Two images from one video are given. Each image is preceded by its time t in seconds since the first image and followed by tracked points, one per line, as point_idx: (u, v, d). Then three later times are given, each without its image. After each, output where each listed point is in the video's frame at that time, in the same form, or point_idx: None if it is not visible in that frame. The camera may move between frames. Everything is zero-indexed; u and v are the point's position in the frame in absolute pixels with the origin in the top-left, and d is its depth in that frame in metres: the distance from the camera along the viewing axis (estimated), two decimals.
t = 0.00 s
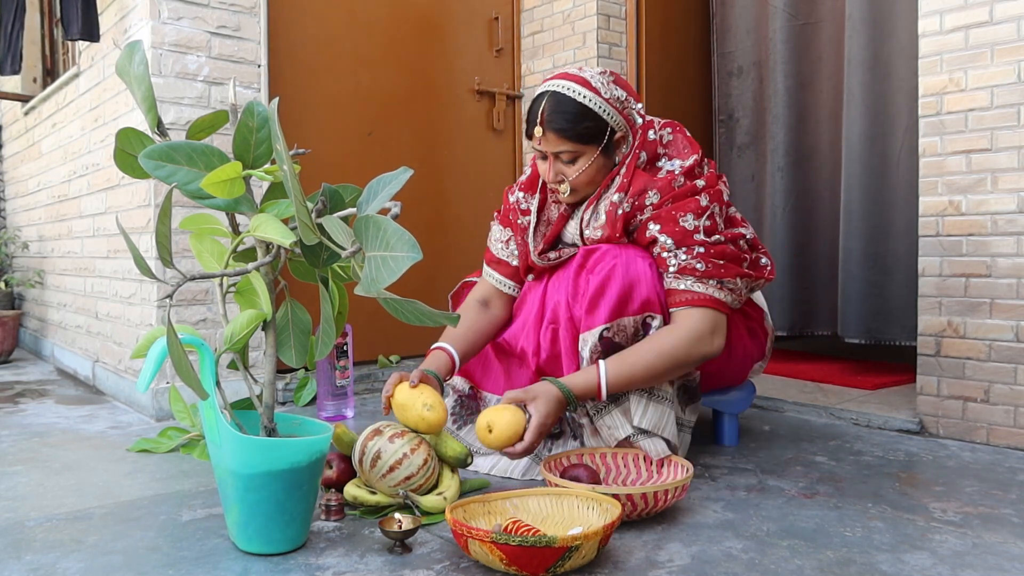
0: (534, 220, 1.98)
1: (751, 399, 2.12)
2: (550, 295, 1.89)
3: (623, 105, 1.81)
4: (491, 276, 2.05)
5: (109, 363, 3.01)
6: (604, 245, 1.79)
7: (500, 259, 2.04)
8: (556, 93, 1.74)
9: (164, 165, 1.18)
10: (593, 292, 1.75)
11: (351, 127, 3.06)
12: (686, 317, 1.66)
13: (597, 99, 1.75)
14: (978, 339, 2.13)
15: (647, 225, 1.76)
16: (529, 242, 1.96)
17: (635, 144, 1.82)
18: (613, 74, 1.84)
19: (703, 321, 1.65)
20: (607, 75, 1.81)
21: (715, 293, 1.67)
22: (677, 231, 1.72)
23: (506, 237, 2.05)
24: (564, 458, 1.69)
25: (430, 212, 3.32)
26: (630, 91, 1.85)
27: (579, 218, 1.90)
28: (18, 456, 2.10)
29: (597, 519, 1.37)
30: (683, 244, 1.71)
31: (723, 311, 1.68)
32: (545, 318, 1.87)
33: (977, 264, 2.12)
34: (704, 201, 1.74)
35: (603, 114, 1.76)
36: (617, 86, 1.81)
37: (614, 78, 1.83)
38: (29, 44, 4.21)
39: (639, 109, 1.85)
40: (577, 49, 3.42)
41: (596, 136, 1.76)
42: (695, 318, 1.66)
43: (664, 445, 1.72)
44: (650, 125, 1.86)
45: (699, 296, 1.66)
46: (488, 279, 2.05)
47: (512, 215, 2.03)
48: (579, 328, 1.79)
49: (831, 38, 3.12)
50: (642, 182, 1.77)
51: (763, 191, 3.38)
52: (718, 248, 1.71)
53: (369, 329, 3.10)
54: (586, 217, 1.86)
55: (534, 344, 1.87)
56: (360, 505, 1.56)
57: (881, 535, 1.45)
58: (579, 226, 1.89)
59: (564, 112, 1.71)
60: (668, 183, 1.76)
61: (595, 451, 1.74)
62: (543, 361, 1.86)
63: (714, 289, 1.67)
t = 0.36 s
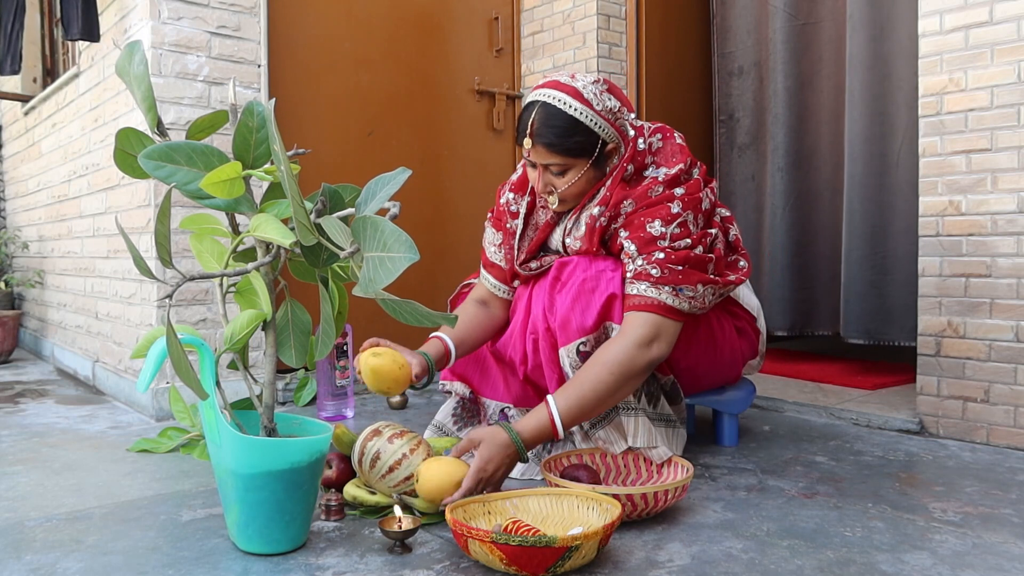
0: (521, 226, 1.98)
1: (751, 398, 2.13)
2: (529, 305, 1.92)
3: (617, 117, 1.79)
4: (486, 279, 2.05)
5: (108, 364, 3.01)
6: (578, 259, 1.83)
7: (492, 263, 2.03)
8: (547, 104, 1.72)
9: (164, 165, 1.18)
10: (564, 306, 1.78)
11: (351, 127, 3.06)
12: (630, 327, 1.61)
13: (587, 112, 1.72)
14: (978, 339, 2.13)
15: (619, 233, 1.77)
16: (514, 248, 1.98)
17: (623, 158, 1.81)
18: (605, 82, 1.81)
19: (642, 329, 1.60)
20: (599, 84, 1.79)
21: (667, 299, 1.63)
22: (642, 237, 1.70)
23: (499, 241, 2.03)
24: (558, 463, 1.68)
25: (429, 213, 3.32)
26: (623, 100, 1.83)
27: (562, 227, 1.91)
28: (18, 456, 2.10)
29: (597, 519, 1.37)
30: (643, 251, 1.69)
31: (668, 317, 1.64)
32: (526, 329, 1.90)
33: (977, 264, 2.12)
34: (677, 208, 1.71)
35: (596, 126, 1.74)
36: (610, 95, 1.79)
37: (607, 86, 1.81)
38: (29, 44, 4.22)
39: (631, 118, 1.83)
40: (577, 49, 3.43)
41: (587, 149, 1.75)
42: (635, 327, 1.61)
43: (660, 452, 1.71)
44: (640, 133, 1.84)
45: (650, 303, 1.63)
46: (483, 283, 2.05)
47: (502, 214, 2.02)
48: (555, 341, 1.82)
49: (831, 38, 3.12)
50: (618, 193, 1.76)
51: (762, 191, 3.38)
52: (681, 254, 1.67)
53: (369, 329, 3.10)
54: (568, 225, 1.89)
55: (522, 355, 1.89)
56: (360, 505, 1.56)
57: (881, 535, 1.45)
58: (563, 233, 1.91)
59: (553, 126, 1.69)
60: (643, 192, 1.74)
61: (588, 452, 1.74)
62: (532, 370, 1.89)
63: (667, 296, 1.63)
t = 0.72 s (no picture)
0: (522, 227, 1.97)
1: (752, 398, 2.14)
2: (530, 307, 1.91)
3: (617, 118, 1.79)
4: (491, 282, 2.03)
5: (108, 364, 3.01)
6: (577, 260, 1.83)
7: (496, 264, 2.02)
8: (547, 106, 1.71)
9: (164, 165, 1.18)
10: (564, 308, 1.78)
11: (352, 127, 3.06)
12: (636, 331, 1.61)
13: (587, 114, 1.72)
14: (978, 339, 2.13)
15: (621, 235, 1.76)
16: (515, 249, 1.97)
17: (624, 160, 1.81)
18: (605, 84, 1.81)
19: (648, 335, 1.61)
20: (599, 86, 1.79)
21: (672, 303, 1.63)
22: (644, 239, 1.70)
23: (503, 242, 2.03)
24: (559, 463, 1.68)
25: (430, 213, 3.32)
26: (623, 101, 1.83)
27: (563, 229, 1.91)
28: (18, 456, 2.10)
29: (596, 519, 1.37)
30: (646, 253, 1.68)
31: (672, 321, 1.64)
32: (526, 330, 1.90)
33: (977, 264, 2.12)
34: (677, 209, 1.71)
35: (595, 128, 1.73)
36: (610, 97, 1.79)
37: (607, 89, 1.81)
38: (29, 44, 4.22)
39: (632, 120, 1.84)
40: (578, 49, 3.43)
41: (586, 151, 1.74)
42: (640, 331, 1.61)
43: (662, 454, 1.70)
44: (641, 135, 1.84)
45: (655, 306, 1.63)
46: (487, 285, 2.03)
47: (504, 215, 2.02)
48: (555, 342, 1.81)
49: (830, 38, 3.12)
50: (619, 195, 1.76)
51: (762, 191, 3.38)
52: (684, 257, 1.67)
53: (369, 328, 3.10)
54: (568, 226, 1.88)
55: (523, 355, 1.89)
56: (359, 505, 1.56)
57: (881, 535, 1.45)
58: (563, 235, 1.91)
59: (552, 128, 1.69)
60: (644, 194, 1.74)
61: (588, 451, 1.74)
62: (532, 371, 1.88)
63: (672, 300, 1.64)
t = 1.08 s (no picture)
0: (514, 235, 1.96)
1: (752, 397, 2.13)
2: (530, 308, 1.90)
3: (596, 120, 1.79)
4: (457, 278, 2.06)
5: (108, 364, 3.01)
6: (580, 261, 1.82)
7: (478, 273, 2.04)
8: (527, 111, 1.73)
9: (164, 165, 1.18)
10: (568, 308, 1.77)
11: (352, 127, 3.06)
12: (643, 320, 1.61)
13: (567, 117, 1.73)
14: (978, 339, 2.13)
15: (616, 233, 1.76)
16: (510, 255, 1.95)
17: (608, 161, 1.80)
18: (583, 86, 1.82)
19: (656, 323, 1.60)
20: (579, 88, 1.79)
21: (674, 290, 1.63)
22: (639, 233, 1.70)
23: (481, 245, 2.04)
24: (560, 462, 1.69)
25: (430, 213, 3.32)
26: (603, 103, 1.83)
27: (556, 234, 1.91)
28: (18, 456, 2.10)
29: (597, 519, 1.37)
30: (643, 247, 1.69)
31: (679, 308, 1.63)
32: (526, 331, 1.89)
33: (977, 264, 2.12)
34: (666, 199, 1.71)
35: (576, 131, 1.74)
36: (590, 100, 1.79)
37: (588, 91, 1.81)
38: (29, 44, 4.22)
39: (613, 120, 1.84)
40: (578, 49, 3.44)
41: (570, 153, 1.75)
42: (649, 320, 1.61)
43: (665, 456, 1.71)
44: (623, 134, 1.84)
45: (657, 296, 1.62)
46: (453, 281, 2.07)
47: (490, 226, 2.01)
48: (557, 344, 1.80)
49: (829, 38, 3.12)
50: (607, 195, 1.76)
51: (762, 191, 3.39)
52: (680, 245, 1.67)
53: (369, 328, 3.10)
54: (562, 232, 1.89)
55: (523, 356, 1.88)
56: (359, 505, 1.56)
57: (881, 535, 1.45)
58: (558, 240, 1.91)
59: (533, 132, 1.70)
60: (632, 190, 1.74)
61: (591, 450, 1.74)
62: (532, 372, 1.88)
63: (674, 287, 1.63)
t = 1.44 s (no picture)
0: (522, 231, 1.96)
1: (752, 397, 2.13)
2: (537, 305, 1.91)
3: (614, 117, 1.79)
4: (473, 288, 2.06)
5: (109, 364, 3.01)
6: (590, 257, 1.81)
7: (482, 273, 2.05)
8: (546, 104, 1.72)
9: (164, 165, 1.18)
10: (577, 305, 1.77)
11: (351, 127, 3.06)
12: (651, 318, 1.61)
13: (585, 112, 1.72)
14: (978, 339, 2.13)
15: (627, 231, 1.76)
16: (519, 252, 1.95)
17: (622, 158, 1.81)
18: (603, 83, 1.82)
19: (664, 322, 1.60)
20: (597, 84, 1.80)
21: (684, 290, 1.63)
22: (650, 231, 1.70)
23: (489, 252, 2.05)
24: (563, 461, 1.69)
25: (430, 213, 3.32)
26: (621, 101, 1.83)
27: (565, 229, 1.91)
28: (18, 456, 2.10)
29: (596, 519, 1.37)
30: (654, 245, 1.69)
31: (688, 308, 1.64)
32: (533, 329, 1.89)
33: (977, 264, 2.12)
34: (677, 199, 1.72)
35: (594, 126, 1.74)
36: (608, 96, 1.80)
37: (605, 88, 1.81)
38: (29, 44, 4.22)
39: (629, 118, 1.84)
40: (578, 49, 3.43)
41: (585, 149, 1.75)
42: (657, 319, 1.60)
43: (669, 455, 1.70)
44: (637, 132, 1.85)
45: (668, 294, 1.62)
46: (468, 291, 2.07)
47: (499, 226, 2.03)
48: (564, 341, 1.82)
49: (829, 38, 3.12)
50: (620, 192, 1.77)
51: (761, 191, 3.39)
52: (691, 244, 1.67)
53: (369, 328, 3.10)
54: (572, 227, 1.88)
55: (528, 352, 1.89)
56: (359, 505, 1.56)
57: (881, 535, 1.45)
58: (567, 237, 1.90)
59: (551, 125, 1.69)
60: (646, 187, 1.75)
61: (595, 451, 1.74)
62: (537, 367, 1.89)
63: (684, 287, 1.63)
